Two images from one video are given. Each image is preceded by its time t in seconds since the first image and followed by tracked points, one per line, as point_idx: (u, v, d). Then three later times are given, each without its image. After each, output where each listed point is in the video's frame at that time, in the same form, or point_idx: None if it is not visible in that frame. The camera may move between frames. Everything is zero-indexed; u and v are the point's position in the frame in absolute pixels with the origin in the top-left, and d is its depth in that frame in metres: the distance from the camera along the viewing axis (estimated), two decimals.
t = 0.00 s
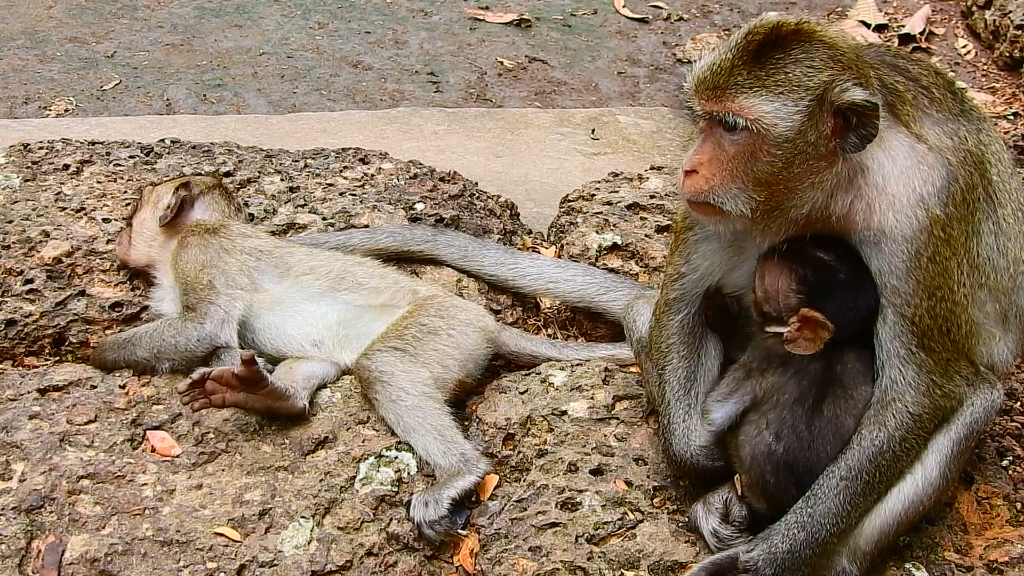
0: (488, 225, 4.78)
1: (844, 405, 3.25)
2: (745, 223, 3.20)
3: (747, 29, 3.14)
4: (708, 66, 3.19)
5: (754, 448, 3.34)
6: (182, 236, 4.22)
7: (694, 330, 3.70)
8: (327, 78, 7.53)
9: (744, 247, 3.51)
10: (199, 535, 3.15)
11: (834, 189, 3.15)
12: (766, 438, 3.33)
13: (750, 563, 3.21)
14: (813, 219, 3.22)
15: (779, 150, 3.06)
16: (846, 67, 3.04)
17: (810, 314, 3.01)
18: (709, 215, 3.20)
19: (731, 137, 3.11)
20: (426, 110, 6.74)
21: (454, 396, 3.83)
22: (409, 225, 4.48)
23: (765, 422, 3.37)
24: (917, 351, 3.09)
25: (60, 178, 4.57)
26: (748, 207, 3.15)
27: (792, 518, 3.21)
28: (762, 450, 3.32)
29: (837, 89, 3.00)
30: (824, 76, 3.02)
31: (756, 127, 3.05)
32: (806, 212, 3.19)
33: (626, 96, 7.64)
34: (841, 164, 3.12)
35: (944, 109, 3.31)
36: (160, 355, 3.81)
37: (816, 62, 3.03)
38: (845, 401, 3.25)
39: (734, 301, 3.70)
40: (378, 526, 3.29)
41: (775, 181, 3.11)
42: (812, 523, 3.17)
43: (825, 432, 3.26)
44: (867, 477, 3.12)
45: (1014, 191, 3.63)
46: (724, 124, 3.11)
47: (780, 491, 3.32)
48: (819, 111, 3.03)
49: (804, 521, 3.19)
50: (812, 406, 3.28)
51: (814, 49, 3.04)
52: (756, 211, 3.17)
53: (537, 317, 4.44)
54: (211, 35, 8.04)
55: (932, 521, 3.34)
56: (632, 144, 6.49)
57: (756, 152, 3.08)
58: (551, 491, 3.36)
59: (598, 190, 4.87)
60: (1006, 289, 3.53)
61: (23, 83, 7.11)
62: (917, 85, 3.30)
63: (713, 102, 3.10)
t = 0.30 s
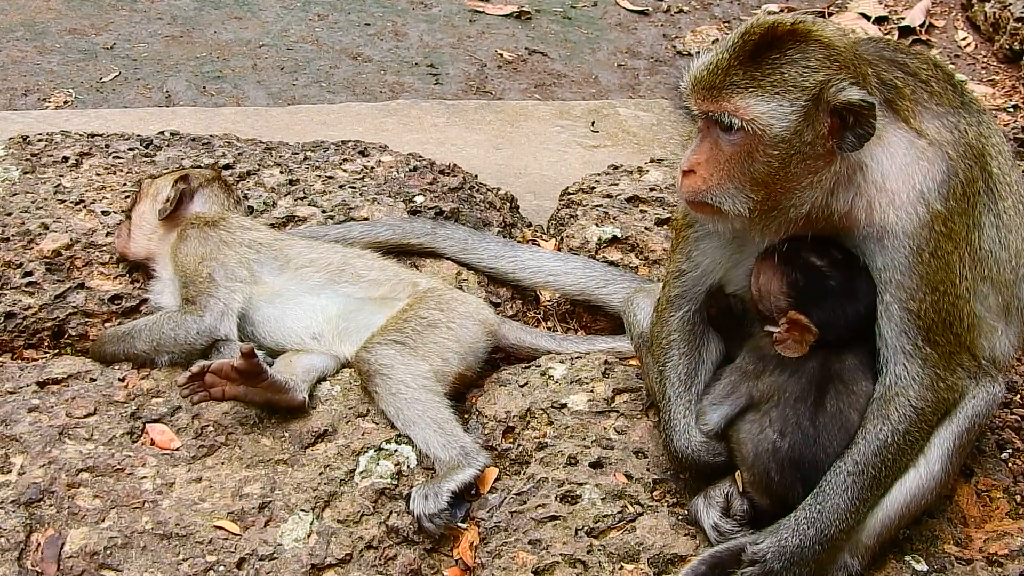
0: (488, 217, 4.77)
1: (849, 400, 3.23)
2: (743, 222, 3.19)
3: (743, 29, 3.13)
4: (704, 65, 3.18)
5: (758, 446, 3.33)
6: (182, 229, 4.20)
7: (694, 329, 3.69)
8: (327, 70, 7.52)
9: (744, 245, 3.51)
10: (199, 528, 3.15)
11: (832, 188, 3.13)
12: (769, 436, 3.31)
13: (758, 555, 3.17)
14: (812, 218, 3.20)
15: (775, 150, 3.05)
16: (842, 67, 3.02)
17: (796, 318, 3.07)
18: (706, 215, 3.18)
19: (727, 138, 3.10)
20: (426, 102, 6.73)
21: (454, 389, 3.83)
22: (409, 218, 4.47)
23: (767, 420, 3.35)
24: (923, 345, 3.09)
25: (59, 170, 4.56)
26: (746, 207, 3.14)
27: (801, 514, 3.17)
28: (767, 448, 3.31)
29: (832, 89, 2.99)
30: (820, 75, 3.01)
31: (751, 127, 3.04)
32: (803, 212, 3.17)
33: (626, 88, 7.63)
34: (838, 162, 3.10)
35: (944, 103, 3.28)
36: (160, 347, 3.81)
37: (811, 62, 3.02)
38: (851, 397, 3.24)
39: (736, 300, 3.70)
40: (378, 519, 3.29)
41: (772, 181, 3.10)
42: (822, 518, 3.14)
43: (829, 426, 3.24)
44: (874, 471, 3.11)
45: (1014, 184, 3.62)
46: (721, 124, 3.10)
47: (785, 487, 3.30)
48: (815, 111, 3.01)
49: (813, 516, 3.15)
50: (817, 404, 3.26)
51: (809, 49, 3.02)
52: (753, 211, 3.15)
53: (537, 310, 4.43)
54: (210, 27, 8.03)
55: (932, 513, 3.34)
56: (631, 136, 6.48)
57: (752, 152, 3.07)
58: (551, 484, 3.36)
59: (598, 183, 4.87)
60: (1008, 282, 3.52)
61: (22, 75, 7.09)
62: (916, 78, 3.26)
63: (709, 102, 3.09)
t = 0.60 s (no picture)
0: (487, 211, 4.76)
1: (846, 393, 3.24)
2: (746, 220, 3.18)
3: (736, 28, 3.11)
4: (699, 66, 3.16)
5: (755, 443, 3.30)
6: (181, 223, 4.21)
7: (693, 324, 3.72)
8: (327, 64, 7.51)
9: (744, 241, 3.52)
10: (198, 523, 3.15)
11: (832, 183, 3.13)
12: (766, 433, 3.27)
13: (765, 548, 3.16)
14: (813, 214, 3.19)
15: (775, 147, 3.04)
16: (837, 61, 3.01)
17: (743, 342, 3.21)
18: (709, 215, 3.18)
19: (727, 138, 3.09)
20: (425, 96, 6.72)
21: (453, 383, 3.84)
22: (408, 212, 4.46)
23: (760, 418, 3.31)
24: (919, 340, 3.13)
25: (58, 164, 4.56)
26: (748, 205, 3.13)
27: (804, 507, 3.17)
28: (764, 444, 3.28)
29: (830, 84, 2.98)
30: (816, 71, 3.00)
31: (751, 126, 3.03)
32: (805, 207, 3.16)
33: (625, 82, 7.62)
34: (838, 156, 3.10)
35: (941, 96, 3.28)
36: (159, 342, 3.80)
37: (807, 58, 3.01)
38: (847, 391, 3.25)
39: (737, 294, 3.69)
40: (377, 513, 3.29)
41: (774, 179, 3.10)
42: (828, 512, 3.13)
43: (825, 418, 3.22)
44: (874, 465, 3.12)
45: (1014, 178, 3.61)
46: (720, 124, 3.09)
47: (786, 482, 3.28)
48: (813, 107, 3.01)
49: (821, 510, 3.14)
50: (806, 398, 3.24)
51: (805, 45, 3.01)
52: (756, 208, 3.14)
53: (536, 304, 4.43)
54: (210, 20, 8.03)
55: (932, 506, 3.33)
56: (631, 130, 6.47)
57: (753, 151, 3.06)
58: (551, 478, 3.36)
59: (598, 177, 4.87)
60: (1009, 276, 3.52)
61: (22, 69, 7.09)
62: (912, 71, 3.27)
63: (708, 103, 3.07)
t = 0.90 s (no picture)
0: (486, 206, 4.77)
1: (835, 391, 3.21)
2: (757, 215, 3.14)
3: (738, 22, 3.11)
4: (703, 61, 3.14)
5: (743, 450, 3.23)
6: (179, 218, 4.20)
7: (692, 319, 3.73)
8: (324, 59, 7.51)
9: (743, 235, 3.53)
10: (198, 518, 3.15)
11: (837, 175, 3.10)
12: (752, 442, 3.20)
13: (762, 542, 3.15)
14: (820, 207, 3.16)
15: (786, 138, 3.02)
16: (840, 50, 3.03)
17: (674, 340, 3.26)
18: (719, 212, 3.13)
19: (736, 131, 3.06)
20: (423, 91, 6.72)
21: (452, 377, 3.85)
22: (406, 207, 4.46)
23: (742, 423, 3.22)
24: (916, 337, 3.15)
25: (56, 160, 4.57)
26: (759, 199, 3.09)
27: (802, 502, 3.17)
28: (751, 451, 3.21)
29: (836, 73, 2.99)
30: (822, 60, 3.00)
31: (762, 117, 3.01)
32: (814, 199, 3.12)
33: (623, 76, 7.62)
34: (843, 147, 3.09)
35: (939, 89, 3.29)
36: (158, 337, 3.80)
37: (812, 48, 3.02)
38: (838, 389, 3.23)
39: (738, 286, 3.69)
40: (376, 507, 3.30)
41: (785, 170, 3.06)
42: (826, 506, 3.13)
43: (804, 418, 3.16)
44: (872, 459, 3.12)
45: (1013, 171, 3.61)
46: (729, 117, 3.06)
47: (778, 481, 3.24)
48: (822, 96, 3.00)
49: (820, 505, 3.14)
50: (773, 400, 3.15)
51: (808, 35, 3.02)
52: (767, 202, 3.10)
53: (535, 299, 4.43)
54: (207, 16, 8.04)
55: (931, 499, 3.34)
56: (629, 124, 6.48)
57: (764, 144, 3.03)
58: (549, 472, 3.37)
59: (595, 171, 4.87)
60: (1007, 270, 3.53)
61: (20, 65, 7.08)
62: (910, 63, 3.29)
63: (717, 95, 3.05)
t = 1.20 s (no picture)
0: (484, 201, 4.78)
1: (826, 381, 3.29)
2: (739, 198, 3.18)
3: (734, 7, 3.14)
4: (698, 42, 3.19)
5: (736, 442, 3.33)
6: (178, 213, 4.19)
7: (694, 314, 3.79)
8: (322, 56, 7.51)
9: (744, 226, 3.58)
10: (195, 512, 3.16)
11: (824, 164, 3.12)
12: (743, 432, 3.30)
13: (756, 536, 3.17)
14: (806, 194, 3.17)
15: (769, 123, 3.05)
16: (835, 41, 3.03)
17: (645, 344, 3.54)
18: (702, 192, 3.20)
19: (721, 112, 3.11)
20: (421, 88, 6.73)
21: (450, 372, 3.86)
22: (405, 203, 4.48)
23: (734, 417, 3.33)
24: (912, 333, 3.18)
25: (54, 155, 4.58)
26: (741, 182, 3.14)
27: (796, 495, 3.19)
28: (742, 443, 3.30)
29: (825, 63, 2.99)
30: (811, 49, 3.01)
31: (745, 100, 3.04)
32: (798, 187, 3.14)
33: (621, 73, 7.63)
34: (831, 137, 3.10)
35: (939, 85, 3.30)
36: (156, 332, 3.81)
37: (803, 37, 3.03)
38: (832, 383, 3.29)
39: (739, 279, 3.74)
40: (374, 502, 3.31)
41: (767, 155, 3.10)
42: (819, 499, 3.15)
43: (792, 408, 3.24)
44: (867, 454, 3.14)
45: (1012, 169, 3.63)
46: (714, 99, 3.11)
47: (773, 472, 3.28)
48: (808, 84, 3.01)
49: (813, 498, 3.16)
50: (756, 391, 3.28)
51: (801, 24, 3.03)
52: (749, 184, 3.14)
53: (533, 295, 4.44)
54: (205, 13, 8.05)
55: (927, 494, 3.35)
56: (627, 121, 6.49)
57: (747, 127, 3.07)
58: (547, 467, 3.38)
59: (594, 168, 4.89)
60: (1007, 267, 3.54)
61: (17, 61, 7.08)
62: (911, 59, 3.30)
63: (703, 77, 3.10)
